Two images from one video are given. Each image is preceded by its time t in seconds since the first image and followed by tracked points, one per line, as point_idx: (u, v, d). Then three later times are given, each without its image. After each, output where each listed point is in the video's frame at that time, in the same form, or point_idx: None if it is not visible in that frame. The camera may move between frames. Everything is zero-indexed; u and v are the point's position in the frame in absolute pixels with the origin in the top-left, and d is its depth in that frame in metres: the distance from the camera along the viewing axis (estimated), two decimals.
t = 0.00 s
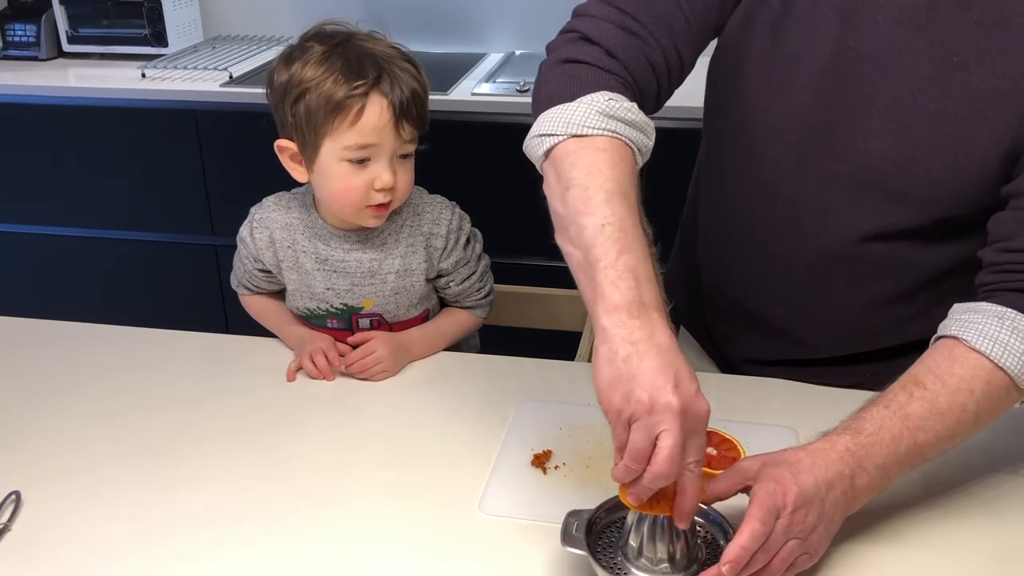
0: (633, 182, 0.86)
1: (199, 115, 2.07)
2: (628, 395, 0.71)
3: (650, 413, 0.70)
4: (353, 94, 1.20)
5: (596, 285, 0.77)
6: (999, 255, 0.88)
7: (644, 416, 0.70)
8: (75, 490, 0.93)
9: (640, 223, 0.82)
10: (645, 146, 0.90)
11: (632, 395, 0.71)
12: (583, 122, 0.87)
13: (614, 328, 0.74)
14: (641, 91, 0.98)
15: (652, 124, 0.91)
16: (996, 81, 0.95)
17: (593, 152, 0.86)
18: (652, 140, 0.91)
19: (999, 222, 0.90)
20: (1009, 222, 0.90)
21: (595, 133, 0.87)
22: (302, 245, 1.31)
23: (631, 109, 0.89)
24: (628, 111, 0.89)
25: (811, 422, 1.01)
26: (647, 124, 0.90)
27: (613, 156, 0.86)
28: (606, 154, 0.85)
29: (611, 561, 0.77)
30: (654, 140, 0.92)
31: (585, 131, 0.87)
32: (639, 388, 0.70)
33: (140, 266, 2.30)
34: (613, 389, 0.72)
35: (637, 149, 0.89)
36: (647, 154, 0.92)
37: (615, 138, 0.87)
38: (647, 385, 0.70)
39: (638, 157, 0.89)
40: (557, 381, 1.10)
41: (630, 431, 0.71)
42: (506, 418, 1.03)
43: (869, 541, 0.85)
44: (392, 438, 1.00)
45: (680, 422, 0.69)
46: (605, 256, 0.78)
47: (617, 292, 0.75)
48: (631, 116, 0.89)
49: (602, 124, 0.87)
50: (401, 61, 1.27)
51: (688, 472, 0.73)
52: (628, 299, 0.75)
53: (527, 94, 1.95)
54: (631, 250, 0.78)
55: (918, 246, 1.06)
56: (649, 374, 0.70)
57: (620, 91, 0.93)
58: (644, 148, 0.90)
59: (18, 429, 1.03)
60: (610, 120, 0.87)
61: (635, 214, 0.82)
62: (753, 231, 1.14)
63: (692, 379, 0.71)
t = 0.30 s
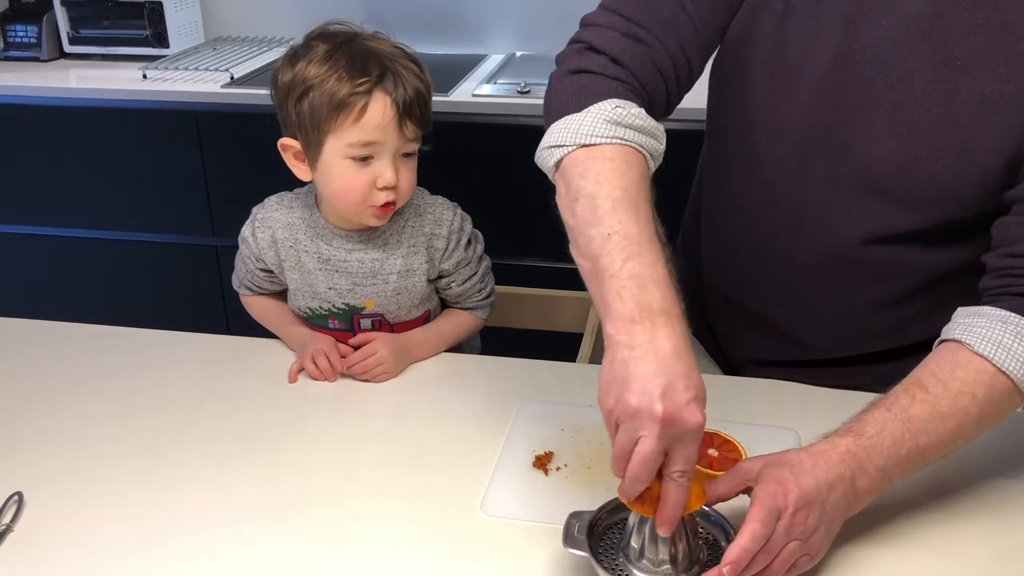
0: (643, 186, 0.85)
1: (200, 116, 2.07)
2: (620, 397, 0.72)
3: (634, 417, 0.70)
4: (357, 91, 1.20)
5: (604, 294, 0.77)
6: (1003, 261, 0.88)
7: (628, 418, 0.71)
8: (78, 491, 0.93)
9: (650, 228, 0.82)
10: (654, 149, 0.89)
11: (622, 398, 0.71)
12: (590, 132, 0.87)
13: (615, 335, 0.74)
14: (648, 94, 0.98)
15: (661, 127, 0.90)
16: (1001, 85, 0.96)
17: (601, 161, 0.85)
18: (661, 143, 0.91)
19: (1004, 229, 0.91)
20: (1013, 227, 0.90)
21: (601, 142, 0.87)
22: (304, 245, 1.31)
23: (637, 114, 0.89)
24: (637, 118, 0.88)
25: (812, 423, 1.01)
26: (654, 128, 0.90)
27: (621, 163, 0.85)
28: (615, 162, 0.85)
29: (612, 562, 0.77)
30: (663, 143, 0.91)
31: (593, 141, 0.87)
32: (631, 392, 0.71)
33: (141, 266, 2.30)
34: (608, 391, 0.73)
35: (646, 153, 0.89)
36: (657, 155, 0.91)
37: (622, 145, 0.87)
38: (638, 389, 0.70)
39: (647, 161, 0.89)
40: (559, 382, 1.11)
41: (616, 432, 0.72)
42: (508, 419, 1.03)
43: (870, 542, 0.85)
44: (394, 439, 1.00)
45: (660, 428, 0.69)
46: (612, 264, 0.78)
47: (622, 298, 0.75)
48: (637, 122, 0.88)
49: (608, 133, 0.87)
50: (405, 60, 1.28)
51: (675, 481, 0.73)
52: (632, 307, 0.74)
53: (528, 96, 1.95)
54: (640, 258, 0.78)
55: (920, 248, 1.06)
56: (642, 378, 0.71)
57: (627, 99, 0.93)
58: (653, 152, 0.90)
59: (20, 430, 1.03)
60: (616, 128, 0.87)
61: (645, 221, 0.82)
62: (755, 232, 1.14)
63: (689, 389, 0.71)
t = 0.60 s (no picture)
0: (667, 197, 0.84)
1: (201, 117, 2.07)
2: (628, 395, 0.73)
3: (636, 415, 0.72)
4: (362, 92, 1.20)
5: (634, 306, 0.77)
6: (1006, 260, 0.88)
7: (630, 416, 0.72)
8: (79, 492, 0.93)
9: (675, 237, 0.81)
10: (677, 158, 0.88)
11: (630, 396, 0.72)
12: (609, 151, 0.87)
13: (643, 342, 0.75)
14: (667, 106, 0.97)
15: (680, 136, 0.89)
16: (1003, 83, 0.96)
17: (622, 177, 0.85)
18: (684, 151, 0.90)
19: (1008, 228, 0.90)
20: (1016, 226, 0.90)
21: (622, 158, 0.86)
22: (306, 247, 1.31)
23: (654, 128, 0.88)
24: (653, 129, 0.88)
25: (813, 425, 1.02)
26: (673, 137, 0.88)
27: (641, 177, 0.84)
28: (635, 178, 0.84)
29: (613, 564, 0.77)
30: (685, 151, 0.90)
31: (613, 159, 0.86)
32: (638, 392, 0.72)
33: (142, 268, 2.30)
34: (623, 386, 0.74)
35: (671, 164, 0.88)
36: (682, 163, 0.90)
37: (643, 159, 0.86)
38: (648, 389, 0.71)
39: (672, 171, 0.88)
40: (559, 384, 1.11)
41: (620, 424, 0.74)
42: (509, 421, 1.03)
43: (871, 544, 0.85)
44: (395, 441, 1.00)
45: (655, 430, 0.70)
46: (640, 278, 0.78)
47: (652, 305, 0.76)
48: (655, 134, 0.87)
49: (627, 149, 0.86)
50: (409, 61, 1.28)
51: (661, 486, 0.73)
52: (660, 317, 0.75)
53: (529, 97, 1.95)
54: (666, 270, 0.78)
55: (921, 249, 1.06)
56: (654, 378, 0.71)
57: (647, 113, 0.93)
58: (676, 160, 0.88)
59: (20, 432, 1.03)
60: (635, 143, 0.86)
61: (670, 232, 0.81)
62: (757, 233, 1.14)
63: (697, 399, 0.71)
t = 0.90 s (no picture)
0: (645, 183, 0.86)
1: (201, 121, 2.07)
2: (654, 386, 0.71)
3: (675, 404, 0.70)
4: (361, 99, 1.21)
5: (619, 280, 0.78)
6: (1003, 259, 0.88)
7: (669, 405, 0.70)
8: (78, 495, 0.93)
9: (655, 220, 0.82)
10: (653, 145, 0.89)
11: (658, 386, 0.71)
12: (591, 130, 0.88)
13: (641, 319, 0.74)
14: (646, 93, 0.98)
15: (661, 125, 0.90)
16: (1002, 84, 0.96)
17: (602, 155, 0.86)
18: (661, 142, 0.91)
19: (1004, 228, 0.91)
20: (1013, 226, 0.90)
21: (602, 138, 0.87)
22: (306, 250, 1.32)
23: (637, 111, 0.89)
24: (636, 115, 0.88)
25: (811, 427, 1.02)
26: (654, 124, 0.90)
27: (622, 159, 0.86)
28: (615, 158, 0.86)
29: (611, 567, 0.78)
30: (663, 142, 0.91)
31: (594, 139, 0.87)
32: (665, 380, 0.71)
33: (142, 271, 2.30)
34: (641, 380, 0.72)
35: (648, 151, 0.89)
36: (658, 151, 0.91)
37: (623, 141, 0.87)
38: (672, 376, 0.70)
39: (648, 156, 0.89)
40: (558, 387, 1.11)
41: (653, 420, 0.71)
42: (507, 423, 1.04)
43: (869, 546, 0.85)
44: (394, 444, 1.00)
45: (704, 418, 0.69)
46: (627, 252, 0.79)
47: (643, 284, 0.76)
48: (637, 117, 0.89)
49: (609, 130, 0.87)
50: (409, 69, 1.28)
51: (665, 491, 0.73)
52: (656, 292, 0.75)
53: (528, 101, 1.96)
54: (650, 248, 0.78)
55: (919, 251, 1.06)
56: (677, 367, 0.71)
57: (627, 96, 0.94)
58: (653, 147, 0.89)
59: (20, 435, 1.03)
60: (616, 124, 0.88)
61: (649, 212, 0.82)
62: (755, 234, 1.14)
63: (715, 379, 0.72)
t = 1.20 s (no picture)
0: (635, 196, 0.86)
1: (201, 124, 2.07)
2: (628, 406, 0.71)
3: (649, 421, 0.70)
4: (358, 104, 1.21)
5: (597, 297, 0.78)
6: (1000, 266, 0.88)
7: (643, 423, 0.70)
8: (78, 499, 0.93)
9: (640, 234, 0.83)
10: (644, 157, 0.89)
11: (632, 404, 0.71)
12: (584, 137, 0.87)
13: (615, 339, 0.74)
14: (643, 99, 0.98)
15: (654, 136, 0.90)
16: (1001, 92, 0.96)
17: (594, 163, 0.86)
18: (653, 154, 0.91)
19: (1001, 235, 0.91)
20: (1011, 232, 0.90)
21: (595, 145, 0.87)
22: (305, 254, 1.32)
23: (631, 121, 0.89)
24: (630, 124, 0.88)
25: (810, 432, 1.02)
26: (647, 135, 0.90)
27: (614, 168, 0.86)
28: (607, 166, 0.85)
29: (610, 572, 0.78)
30: (655, 151, 0.92)
31: (586, 145, 0.87)
32: (639, 399, 0.71)
33: (142, 274, 2.31)
34: (615, 401, 0.72)
35: (638, 161, 0.89)
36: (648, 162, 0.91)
37: (615, 150, 0.87)
38: (647, 394, 0.71)
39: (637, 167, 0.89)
40: (557, 391, 1.11)
41: (630, 441, 0.71)
42: (507, 427, 1.04)
43: (868, 551, 0.85)
44: (393, 448, 1.00)
45: (677, 432, 0.69)
46: (606, 267, 0.79)
47: (617, 302, 0.76)
48: (630, 127, 0.89)
49: (603, 137, 0.87)
50: (408, 74, 1.28)
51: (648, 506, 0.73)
52: (628, 309, 0.75)
53: (527, 105, 1.96)
54: (631, 264, 0.79)
55: (918, 256, 1.06)
56: (649, 385, 0.71)
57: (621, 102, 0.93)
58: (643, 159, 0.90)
59: (20, 439, 1.03)
60: (609, 132, 0.87)
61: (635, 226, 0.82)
62: (754, 239, 1.14)
63: (693, 391, 0.72)
